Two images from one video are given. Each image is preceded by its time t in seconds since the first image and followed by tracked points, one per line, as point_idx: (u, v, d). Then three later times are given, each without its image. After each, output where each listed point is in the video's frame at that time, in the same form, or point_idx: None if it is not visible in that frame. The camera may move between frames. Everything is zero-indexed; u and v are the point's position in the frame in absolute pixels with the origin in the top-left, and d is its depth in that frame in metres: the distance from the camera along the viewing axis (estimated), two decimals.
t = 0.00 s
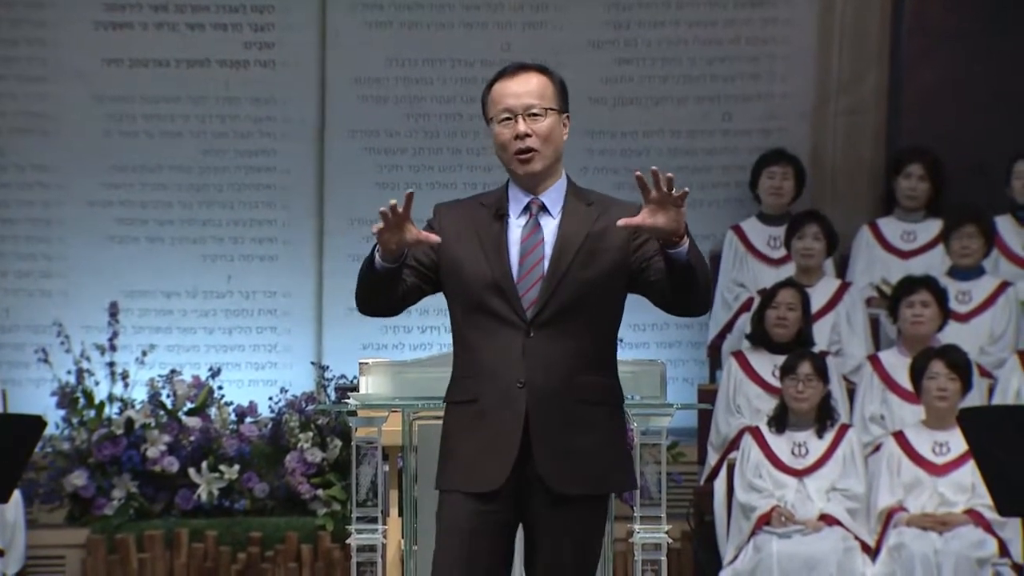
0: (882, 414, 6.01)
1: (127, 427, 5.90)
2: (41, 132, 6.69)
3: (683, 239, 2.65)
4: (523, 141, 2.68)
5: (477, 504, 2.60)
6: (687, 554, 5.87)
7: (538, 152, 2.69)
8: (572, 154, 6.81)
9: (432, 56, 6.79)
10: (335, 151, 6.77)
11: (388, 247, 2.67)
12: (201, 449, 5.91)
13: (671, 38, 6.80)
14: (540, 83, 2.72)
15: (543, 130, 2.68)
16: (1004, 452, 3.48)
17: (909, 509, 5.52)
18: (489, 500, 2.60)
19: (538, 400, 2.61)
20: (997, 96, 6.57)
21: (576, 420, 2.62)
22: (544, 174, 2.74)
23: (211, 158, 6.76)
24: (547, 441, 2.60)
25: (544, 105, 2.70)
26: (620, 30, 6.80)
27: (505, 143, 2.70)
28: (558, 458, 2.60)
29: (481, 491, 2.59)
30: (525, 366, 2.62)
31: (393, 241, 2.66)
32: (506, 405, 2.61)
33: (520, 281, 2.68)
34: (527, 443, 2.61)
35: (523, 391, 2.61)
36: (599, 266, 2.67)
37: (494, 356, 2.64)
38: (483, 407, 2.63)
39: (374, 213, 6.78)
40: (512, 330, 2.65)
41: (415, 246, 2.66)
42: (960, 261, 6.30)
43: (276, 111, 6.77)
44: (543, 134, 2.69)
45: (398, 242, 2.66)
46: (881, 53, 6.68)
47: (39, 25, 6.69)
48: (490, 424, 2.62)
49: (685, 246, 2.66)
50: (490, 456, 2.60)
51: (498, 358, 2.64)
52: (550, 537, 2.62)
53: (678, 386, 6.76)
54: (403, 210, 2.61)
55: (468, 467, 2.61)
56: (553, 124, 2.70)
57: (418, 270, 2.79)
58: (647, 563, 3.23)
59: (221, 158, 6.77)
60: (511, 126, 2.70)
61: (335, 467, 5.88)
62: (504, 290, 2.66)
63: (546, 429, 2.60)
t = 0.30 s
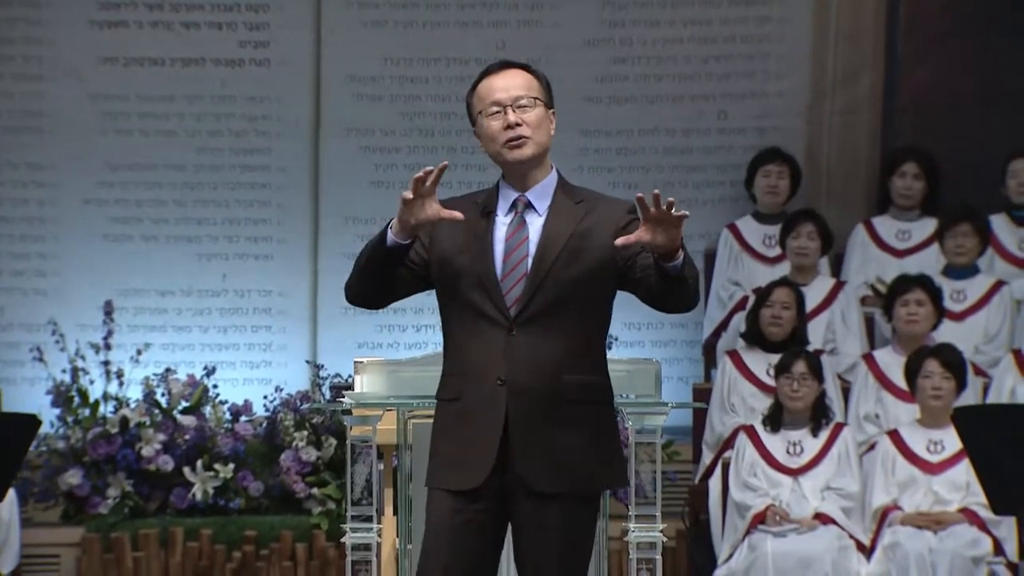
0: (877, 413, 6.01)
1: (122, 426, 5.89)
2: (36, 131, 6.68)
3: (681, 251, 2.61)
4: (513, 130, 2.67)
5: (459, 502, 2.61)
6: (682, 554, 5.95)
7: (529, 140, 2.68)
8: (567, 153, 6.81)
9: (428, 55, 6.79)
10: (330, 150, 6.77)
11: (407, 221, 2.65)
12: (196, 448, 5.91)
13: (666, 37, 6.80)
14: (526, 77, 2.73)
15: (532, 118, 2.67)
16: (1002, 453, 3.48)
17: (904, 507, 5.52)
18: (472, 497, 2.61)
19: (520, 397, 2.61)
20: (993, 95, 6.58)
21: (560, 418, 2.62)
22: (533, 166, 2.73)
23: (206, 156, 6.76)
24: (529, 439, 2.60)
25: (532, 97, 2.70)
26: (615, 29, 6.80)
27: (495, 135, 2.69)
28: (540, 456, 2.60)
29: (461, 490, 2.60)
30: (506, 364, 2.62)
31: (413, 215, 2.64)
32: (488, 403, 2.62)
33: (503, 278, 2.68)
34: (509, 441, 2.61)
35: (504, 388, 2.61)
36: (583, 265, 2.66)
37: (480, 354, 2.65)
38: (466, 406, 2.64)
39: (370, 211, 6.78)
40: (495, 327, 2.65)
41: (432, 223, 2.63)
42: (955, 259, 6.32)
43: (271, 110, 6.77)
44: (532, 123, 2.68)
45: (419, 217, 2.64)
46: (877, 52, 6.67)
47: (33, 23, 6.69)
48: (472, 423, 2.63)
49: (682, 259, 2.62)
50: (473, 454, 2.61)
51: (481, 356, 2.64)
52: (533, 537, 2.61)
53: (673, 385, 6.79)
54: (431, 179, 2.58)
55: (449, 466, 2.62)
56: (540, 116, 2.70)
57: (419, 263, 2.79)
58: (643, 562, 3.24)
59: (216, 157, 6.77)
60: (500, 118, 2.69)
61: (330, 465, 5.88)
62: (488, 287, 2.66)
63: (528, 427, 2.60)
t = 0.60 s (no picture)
0: (878, 413, 6.00)
1: (123, 425, 5.89)
2: (37, 130, 6.69)
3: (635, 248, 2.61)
4: (478, 124, 2.67)
5: (432, 501, 2.63)
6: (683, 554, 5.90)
7: (493, 135, 2.67)
8: (568, 152, 6.81)
9: (428, 54, 6.79)
10: (331, 149, 6.77)
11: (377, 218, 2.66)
12: (197, 447, 5.91)
13: (667, 36, 6.80)
14: (494, 73, 2.72)
15: (497, 113, 2.67)
16: (1001, 451, 3.48)
17: (905, 506, 5.52)
18: (444, 497, 2.63)
19: (483, 393, 2.60)
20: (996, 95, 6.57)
21: (524, 413, 2.61)
22: (496, 161, 2.72)
23: (207, 156, 6.76)
24: (494, 435, 2.59)
25: (499, 93, 2.70)
26: (616, 28, 6.80)
27: (460, 129, 2.69)
28: (506, 452, 2.59)
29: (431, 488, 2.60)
30: (470, 361, 2.63)
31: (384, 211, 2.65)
32: (453, 401, 2.62)
33: (467, 275, 2.68)
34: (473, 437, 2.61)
35: (468, 385, 2.61)
36: (542, 261, 2.65)
37: (447, 352, 2.65)
38: (435, 404, 2.65)
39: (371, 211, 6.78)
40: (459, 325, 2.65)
41: (399, 221, 2.63)
42: (957, 258, 6.31)
43: (272, 109, 6.77)
44: (497, 119, 2.68)
45: (389, 214, 2.64)
46: (878, 51, 6.66)
47: (35, 23, 6.69)
48: (440, 421, 2.63)
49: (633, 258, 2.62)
50: (441, 453, 2.61)
51: (448, 354, 2.65)
52: (505, 535, 2.61)
53: (674, 384, 6.79)
54: (401, 173, 2.59)
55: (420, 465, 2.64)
56: (507, 112, 2.69)
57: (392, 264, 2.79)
58: (643, 561, 3.23)
59: (217, 156, 6.77)
60: (466, 113, 2.69)
61: (331, 465, 5.88)
62: (452, 285, 2.67)
63: (493, 422, 2.60)
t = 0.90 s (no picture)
0: (879, 412, 6.01)
1: (123, 425, 5.89)
2: (38, 130, 6.69)
3: (551, 239, 2.55)
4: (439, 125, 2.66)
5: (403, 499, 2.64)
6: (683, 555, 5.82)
7: (454, 135, 2.66)
8: (568, 152, 6.81)
9: (429, 54, 6.79)
10: (331, 149, 6.77)
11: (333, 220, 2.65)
12: (197, 447, 5.91)
13: (668, 36, 6.80)
14: (455, 73, 2.71)
15: (459, 113, 2.66)
16: (1001, 450, 3.49)
17: (906, 506, 5.51)
18: (413, 496, 2.63)
19: (443, 391, 2.59)
20: (996, 94, 6.56)
21: (482, 412, 2.58)
22: (458, 161, 2.71)
23: (207, 155, 6.77)
24: (452, 435, 2.57)
25: (460, 93, 2.69)
26: (617, 28, 6.80)
27: (421, 130, 2.68)
28: (467, 451, 2.57)
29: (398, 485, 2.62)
30: (431, 361, 2.61)
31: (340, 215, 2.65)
32: (416, 400, 2.62)
33: (427, 274, 2.65)
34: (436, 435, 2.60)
35: (429, 385, 2.60)
36: (495, 258, 2.62)
37: (411, 353, 2.65)
38: (402, 405, 2.65)
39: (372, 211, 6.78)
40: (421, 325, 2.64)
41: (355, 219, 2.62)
42: (957, 258, 6.31)
43: (273, 108, 6.77)
44: (459, 119, 2.66)
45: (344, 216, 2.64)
46: (878, 51, 6.66)
47: (36, 23, 6.69)
48: (406, 421, 2.63)
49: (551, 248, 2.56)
50: (405, 454, 2.61)
51: (412, 353, 2.64)
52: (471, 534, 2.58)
53: (675, 384, 6.78)
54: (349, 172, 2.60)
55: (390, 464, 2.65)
56: (469, 112, 2.68)
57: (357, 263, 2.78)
58: (644, 561, 3.21)
59: (217, 156, 6.77)
60: (427, 113, 2.68)
61: (331, 465, 5.89)
62: (413, 285, 2.66)
63: (451, 422, 2.58)
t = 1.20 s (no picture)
0: (879, 411, 6.01)
1: (124, 424, 5.89)
2: (38, 129, 6.69)
3: (483, 240, 2.32)
4: (403, 139, 2.48)
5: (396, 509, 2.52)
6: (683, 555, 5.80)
7: (422, 147, 2.49)
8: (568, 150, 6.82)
9: (429, 52, 6.79)
10: (331, 148, 6.77)
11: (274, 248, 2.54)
12: (197, 446, 5.91)
13: (668, 35, 6.79)
14: (412, 81, 2.54)
15: (423, 125, 2.49)
16: (999, 449, 3.49)
17: (906, 505, 5.52)
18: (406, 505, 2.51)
19: (433, 401, 2.46)
20: (996, 93, 6.56)
21: (474, 416, 2.46)
22: (429, 170, 2.55)
23: (208, 154, 6.77)
24: (446, 441, 2.45)
25: (420, 101, 2.51)
26: (617, 26, 6.80)
27: (385, 145, 2.51)
28: (463, 457, 2.45)
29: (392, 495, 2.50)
30: (419, 372, 2.48)
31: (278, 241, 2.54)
32: (404, 411, 2.49)
33: (408, 284, 2.51)
34: (429, 445, 2.47)
35: (418, 398, 2.47)
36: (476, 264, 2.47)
37: (395, 364, 2.51)
38: (389, 416, 2.52)
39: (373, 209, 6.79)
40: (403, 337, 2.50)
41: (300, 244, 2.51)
42: (957, 257, 6.31)
43: (273, 107, 6.77)
44: (423, 130, 2.50)
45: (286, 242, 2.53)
46: (879, 50, 6.66)
47: (36, 21, 6.69)
48: (395, 432, 2.50)
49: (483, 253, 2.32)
50: (397, 464, 2.49)
51: (395, 365, 2.51)
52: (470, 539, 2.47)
53: (675, 383, 6.79)
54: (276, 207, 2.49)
55: (379, 477, 2.53)
56: (431, 120, 2.51)
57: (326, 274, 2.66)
58: (644, 559, 3.19)
59: (217, 154, 6.77)
60: (389, 127, 2.50)
61: (332, 463, 5.89)
62: (393, 296, 2.51)
63: (443, 428, 2.45)
